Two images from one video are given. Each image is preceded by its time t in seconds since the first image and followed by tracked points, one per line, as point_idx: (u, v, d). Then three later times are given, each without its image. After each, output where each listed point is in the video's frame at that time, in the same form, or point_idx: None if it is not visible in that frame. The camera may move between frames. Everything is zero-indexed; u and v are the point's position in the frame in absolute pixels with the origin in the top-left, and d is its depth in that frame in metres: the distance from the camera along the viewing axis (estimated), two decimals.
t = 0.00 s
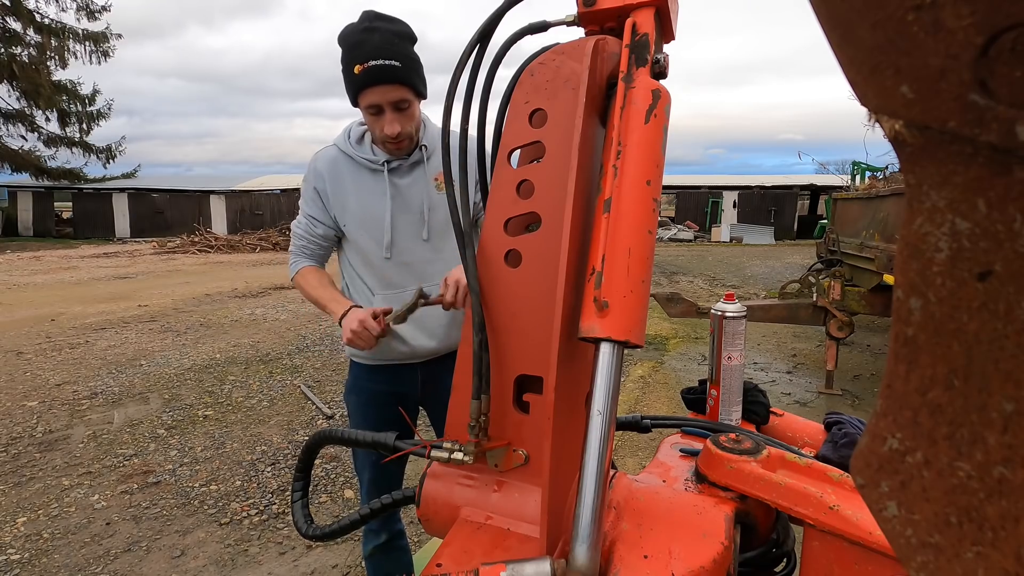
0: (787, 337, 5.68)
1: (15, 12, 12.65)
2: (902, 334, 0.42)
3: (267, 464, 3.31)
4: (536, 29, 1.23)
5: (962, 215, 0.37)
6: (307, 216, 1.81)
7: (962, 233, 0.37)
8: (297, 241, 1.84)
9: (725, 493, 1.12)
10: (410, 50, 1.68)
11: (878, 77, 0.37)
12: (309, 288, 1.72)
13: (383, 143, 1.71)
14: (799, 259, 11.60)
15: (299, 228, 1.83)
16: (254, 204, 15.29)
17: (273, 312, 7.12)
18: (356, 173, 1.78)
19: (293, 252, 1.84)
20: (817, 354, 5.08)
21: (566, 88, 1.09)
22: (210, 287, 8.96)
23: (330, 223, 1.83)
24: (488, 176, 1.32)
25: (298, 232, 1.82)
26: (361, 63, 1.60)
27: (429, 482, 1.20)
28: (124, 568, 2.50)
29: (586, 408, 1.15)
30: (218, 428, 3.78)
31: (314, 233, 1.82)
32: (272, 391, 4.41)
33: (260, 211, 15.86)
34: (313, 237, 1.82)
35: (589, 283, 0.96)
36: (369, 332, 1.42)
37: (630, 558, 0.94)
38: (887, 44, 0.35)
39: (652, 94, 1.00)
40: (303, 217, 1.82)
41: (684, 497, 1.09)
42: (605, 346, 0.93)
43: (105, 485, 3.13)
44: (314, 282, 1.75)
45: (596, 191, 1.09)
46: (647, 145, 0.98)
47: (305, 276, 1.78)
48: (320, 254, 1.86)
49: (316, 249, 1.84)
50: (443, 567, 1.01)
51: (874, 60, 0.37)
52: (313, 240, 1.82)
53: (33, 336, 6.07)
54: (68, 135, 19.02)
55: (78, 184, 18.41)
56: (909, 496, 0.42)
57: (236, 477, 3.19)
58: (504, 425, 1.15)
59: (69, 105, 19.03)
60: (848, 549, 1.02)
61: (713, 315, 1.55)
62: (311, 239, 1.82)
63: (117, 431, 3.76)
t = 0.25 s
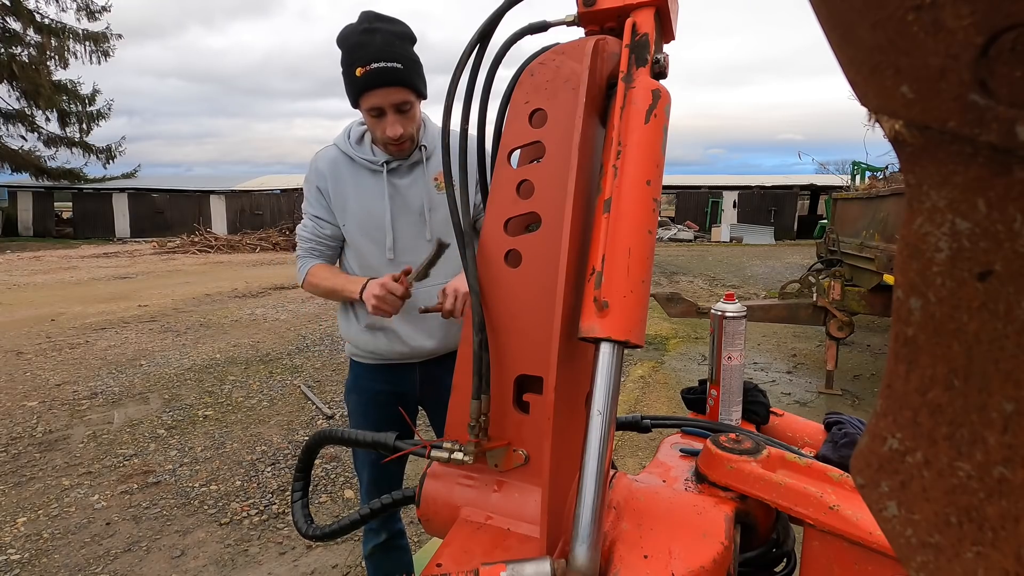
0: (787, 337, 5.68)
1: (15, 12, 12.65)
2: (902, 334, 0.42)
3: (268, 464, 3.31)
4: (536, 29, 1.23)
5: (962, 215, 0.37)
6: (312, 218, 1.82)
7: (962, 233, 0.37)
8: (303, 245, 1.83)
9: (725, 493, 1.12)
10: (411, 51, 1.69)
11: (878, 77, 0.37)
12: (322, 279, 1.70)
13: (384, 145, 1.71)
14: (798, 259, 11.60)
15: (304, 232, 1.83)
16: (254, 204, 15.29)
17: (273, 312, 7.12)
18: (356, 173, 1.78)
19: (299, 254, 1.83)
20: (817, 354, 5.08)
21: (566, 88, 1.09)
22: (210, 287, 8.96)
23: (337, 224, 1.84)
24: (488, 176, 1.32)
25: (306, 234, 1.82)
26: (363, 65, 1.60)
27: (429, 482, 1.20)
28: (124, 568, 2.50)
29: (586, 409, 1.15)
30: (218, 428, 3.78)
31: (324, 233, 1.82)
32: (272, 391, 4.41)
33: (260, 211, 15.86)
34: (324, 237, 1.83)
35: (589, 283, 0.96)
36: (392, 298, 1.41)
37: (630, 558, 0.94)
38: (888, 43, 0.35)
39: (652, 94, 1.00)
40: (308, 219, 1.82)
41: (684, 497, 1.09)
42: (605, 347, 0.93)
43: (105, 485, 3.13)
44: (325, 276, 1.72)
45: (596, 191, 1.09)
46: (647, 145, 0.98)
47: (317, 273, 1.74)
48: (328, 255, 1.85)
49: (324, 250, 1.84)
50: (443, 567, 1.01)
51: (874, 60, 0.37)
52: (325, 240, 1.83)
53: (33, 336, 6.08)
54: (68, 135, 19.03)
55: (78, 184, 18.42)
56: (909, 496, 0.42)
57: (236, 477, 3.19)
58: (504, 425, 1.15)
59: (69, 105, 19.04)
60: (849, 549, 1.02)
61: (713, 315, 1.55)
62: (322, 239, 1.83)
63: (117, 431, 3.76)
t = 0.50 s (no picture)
0: (788, 337, 5.68)
1: (15, 12, 12.66)
2: (902, 334, 0.42)
3: (268, 464, 3.31)
4: (536, 29, 1.23)
5: (962, 215, 0.37)
6: (307, 217, 1.81)
7: (963, 233, 0.37)
8: (297, 242, 1.83)
9: (725, 493, 1.12)
10: (420, 52, 1.69)
11: (878, 77, 0.37)
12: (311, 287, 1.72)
13: (389, 143, 1.70)
14: (798, 259, 11.60)
15: (298, 229, 1.82)
16: (254, 204, 15.29)
17: (273, 312, 7.12)
18: (356, 173, 1.78)
19: (293, 252, 1.84)
20: (817, 353, 5.08)
21: (566, 88, 1.09)
22: (210, 287, 8.96)
23: (331, 224, 1.83)
24: (488, 176, 1.32)
25: (298, 232, 1.82)
26: (373, 63, 1.60)
27: (429, 482, 1.20)
28: (124, 568, 2.50)
29: (586, 409, 1.15)
30: (218, 428, 3.78)
31: (315, 233, 1.82)
32: (272, 391, 4.41)
33: (260, 211, 15.86)
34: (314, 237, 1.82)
35: (589, 283, 0.96)
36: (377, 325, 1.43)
37: (630, 558, 0.94)
38: (888, 43, 0.35)
39: (652, 94, 1.00)
40: (303, 217, 1.82)
41: (684, 497, 1.09)
42: (605, 346, 0.93)
43: (105, 485, 3.13)
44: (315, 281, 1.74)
45: (596, 191, 1.09)
46: (647, 145, 0.98)
47: (306, 275, 1.77)
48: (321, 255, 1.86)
49: (317, 249, 1.84)
50: (443, 567, 1.01)
51: (874, 60, 0.37)
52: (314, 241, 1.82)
53: (33, 336, 6.08)
54: (68, 135, 19.03)
55: (78, 184, 18.42)
56: (909, 496, 0.42)
57: (236, 477, 3.19)
58: (504, 425, 1.15)
59: (69, 105, 19.04)
60: (849, 549, 1.02)
61: (713, 315, 1.55)
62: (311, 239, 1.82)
63: (117, 431, 3.76)
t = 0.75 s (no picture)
0: (787, 337, 5.68)
1: (15, 12, 12.66)
2: (902, 334, 0.42)
3: (268, 464, 3.31)
4: (536, 29, 1.23)
5: (962, 215, 0.37)
6: (306, 217, 1.82)
7: (963, 233, 0.37)
8: (295, 243, 1.83)
9: (725, 493, 1.12)
10: (427, 52, 1.70)
11: (878, 76, 0.37)
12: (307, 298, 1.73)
13: (392, 142, 1.70)
14: (798, 259, 11.60)
15: (297, 230, 1.82)
16: (254, 204, 15.30)
17: (273, 312, 7.12)
18: (357, 172, 1.78)
19: (293, 254, 1.84)
20: (817, 353, 5.08)
21: (566, 88, 1.09)
22: (210, 287, 8.96)
23: (331, 225, 1.84)
24: (488, 176, 1.32)
25: (297, 233, 1.82)
26: (381, 60, 1.60)
27: (429, 482, 1.20)
28: (124, 568, 2.50)
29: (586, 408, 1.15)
30: (218, 428, 3.78)
31: (315, 234, 1.83)
32: (272, 391, 4.42)
33: (260, 211, 15.86)
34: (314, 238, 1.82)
35: (589, 283, 0.96)
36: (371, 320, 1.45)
37: (630, 558, 0.94)
38: (888, 43, 0.35)
39: (652, 94, 1.00)
40: (302, 217, 1.82)
41: (684, 497, 1.09)
42: (605, 346, 0.93)
43: (105, 485, 3.13)
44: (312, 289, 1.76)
45: (595, 191, 1.09)
46: (647, 145, 0.98)
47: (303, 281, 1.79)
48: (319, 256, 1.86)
49: (315, 251, 1.84)
50: (443, 567, 1.01)
51: (874, 60, 0.37)
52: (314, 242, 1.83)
53: (33, 336, 6.08)
54: (68, 135, 19.03)
55: (78, 184, 18.43)
56: (909, 496, 0.42)
57: (236, 477, 3.19)
58: (504, 425, 1.15)
59: (69, 105, 19.02)
60: (849, 549, 1.02)
61: (713, 315, 1.55)
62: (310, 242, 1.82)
63: (117, 431, 3.76)
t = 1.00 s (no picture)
0: (787, 337, 5.68)
1: (15, 12, 12.66)
2: (902, 334, 0.42)
3: (268, 464, 3.31)
4: (536, 29, 1.24)
5: (962, 215, 0.37)
6: (311, 215, 1.81)
7: (963, 233, 0.37)
8: (301, 242, 1.82)
9: (725, 493, 1.12)
10: (430, 51, 1.70)
11: (878, 76, 0.37)
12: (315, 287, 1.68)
13: (393, 140, 1.70)
14: (798, 259, 11.60)
15: (302, 229, 1.81)
16: (254, 204, 15.30)
17: (273, 312, 7.12)
18: (358, 169, 1.78)
19: (298, 254, 1.82)
20: (817, 353, 5.08)
21: (566, 88, 1.09)
22: (210, 287, 8.96)
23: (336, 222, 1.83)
24: (488, 176, 1.32)
25: (302, 231, 1.80)
26: (383, 57, 1.60)
27: (429, 482, 1.20)
28: (124, 568, 2.50)
29: (585, 409, 1.15)
30: (218, 428, 3.78)
31: (320, 232, 1.81)
32: (272, 391, 4.42)
33: (260, 211, 15.86)
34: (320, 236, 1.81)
35: (589, 283, 0.96)
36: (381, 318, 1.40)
37: (630, 558, 0.94)
38: (888, 44, 0.35)
39: (652, 94, 1.00)
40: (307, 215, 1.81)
41: (684, 497, 1.09)
42: (605, 346, 0.93)
43: (105, 485, 3.13)
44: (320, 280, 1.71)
45: (595, 191, 1.09)
46: (647, 145, 0.98)
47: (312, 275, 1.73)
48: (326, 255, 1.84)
49: (320, 249, 1.83)
50: (443, 567, 1.01)
51: (873, 60, 0.37)
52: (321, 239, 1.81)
53: (34, 336, 6.08)
54: (68, 135, 19.04)
55: (78, 184, 18.43)
56: (909, 496, 0.42)
57: (236, 477, 3.19)
58: (504, 425, 1.15)
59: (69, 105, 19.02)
60: (849, 549, 1.02)
61: (713, 315, 1.55)
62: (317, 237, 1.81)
63: (117, 431, 3.76)
